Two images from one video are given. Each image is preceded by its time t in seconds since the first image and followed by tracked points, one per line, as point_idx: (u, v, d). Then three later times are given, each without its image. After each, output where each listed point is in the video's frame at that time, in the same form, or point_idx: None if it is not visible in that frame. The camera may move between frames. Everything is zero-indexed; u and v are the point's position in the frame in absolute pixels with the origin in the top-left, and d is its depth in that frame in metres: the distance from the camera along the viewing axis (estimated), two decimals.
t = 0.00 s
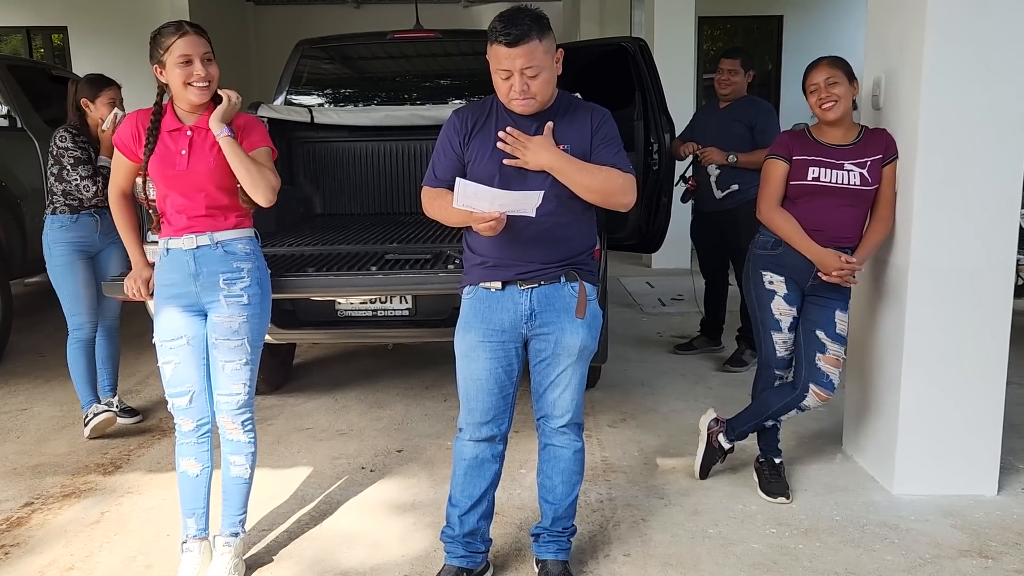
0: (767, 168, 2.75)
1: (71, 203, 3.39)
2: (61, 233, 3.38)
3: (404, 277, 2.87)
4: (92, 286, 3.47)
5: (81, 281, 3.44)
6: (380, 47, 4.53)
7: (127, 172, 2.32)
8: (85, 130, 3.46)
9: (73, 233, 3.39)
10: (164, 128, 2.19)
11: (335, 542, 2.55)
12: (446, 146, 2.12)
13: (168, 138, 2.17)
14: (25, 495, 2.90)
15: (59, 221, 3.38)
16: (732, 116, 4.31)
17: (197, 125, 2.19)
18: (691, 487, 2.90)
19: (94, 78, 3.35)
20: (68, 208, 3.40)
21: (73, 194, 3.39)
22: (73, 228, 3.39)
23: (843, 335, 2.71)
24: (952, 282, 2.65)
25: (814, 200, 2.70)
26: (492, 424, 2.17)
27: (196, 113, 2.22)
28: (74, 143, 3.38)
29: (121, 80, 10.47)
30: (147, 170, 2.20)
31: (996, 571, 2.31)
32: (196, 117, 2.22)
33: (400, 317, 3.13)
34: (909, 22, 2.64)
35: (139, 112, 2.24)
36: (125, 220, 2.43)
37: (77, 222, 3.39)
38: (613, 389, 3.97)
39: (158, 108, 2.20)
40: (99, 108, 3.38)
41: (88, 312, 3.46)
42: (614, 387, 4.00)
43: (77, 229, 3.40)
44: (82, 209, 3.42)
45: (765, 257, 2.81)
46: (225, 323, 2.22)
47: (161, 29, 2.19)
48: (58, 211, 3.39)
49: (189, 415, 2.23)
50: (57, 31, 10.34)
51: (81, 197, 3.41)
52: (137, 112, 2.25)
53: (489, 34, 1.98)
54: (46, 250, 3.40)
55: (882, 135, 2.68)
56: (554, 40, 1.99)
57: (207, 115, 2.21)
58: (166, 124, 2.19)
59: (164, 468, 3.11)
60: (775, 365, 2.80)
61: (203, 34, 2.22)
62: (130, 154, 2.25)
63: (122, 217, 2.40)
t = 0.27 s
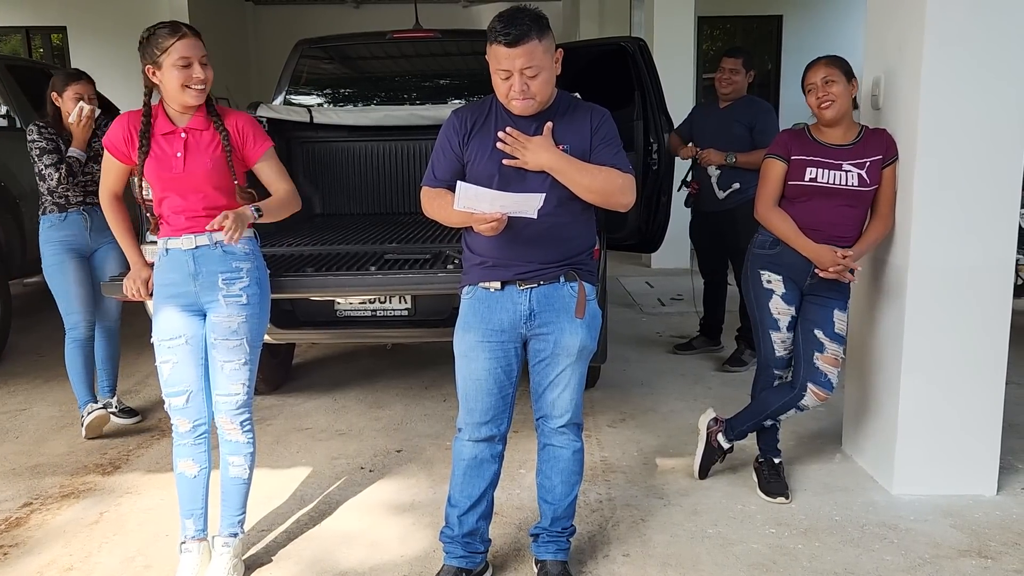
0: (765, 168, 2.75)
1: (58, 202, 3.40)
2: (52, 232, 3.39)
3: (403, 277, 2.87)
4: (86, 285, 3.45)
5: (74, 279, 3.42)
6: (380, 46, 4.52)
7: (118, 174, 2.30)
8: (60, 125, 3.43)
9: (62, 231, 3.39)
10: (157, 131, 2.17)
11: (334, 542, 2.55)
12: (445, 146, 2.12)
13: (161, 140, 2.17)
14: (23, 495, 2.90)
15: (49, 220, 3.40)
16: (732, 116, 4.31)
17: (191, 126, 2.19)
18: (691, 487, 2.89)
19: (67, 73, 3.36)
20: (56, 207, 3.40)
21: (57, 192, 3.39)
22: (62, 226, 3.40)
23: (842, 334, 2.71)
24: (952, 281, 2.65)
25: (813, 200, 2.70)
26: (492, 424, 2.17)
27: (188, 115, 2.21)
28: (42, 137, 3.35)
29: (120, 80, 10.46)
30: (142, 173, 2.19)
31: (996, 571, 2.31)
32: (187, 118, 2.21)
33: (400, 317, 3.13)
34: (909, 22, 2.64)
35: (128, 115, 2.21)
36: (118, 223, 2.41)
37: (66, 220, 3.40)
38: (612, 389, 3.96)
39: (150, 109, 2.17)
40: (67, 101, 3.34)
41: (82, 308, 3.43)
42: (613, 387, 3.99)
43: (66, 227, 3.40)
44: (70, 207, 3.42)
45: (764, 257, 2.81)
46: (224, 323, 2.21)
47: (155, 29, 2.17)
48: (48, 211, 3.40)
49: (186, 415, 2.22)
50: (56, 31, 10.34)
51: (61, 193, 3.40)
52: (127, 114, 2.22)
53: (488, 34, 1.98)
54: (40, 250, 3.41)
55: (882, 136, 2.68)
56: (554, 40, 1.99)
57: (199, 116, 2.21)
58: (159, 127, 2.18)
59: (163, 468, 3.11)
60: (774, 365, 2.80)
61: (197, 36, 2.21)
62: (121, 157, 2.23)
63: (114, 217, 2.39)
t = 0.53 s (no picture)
0: (764, 168, 2.76)
1: (44, 200, 3.44)
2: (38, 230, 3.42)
3: (403, 277, 2.87)
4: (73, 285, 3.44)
5: (60, 278, 3.41)
6: (380, 46, 4.51)
7: (106, 178, 2.27)
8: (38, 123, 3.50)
9: (48, 229, 3.40)
10: (152, 131, 2.15)
11: (334, 542, 2.55)
12: (445, 146, 2.12)
13: (156, 141, 2.15)
14: (23, 495, 2.90)
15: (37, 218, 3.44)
16: (732, 116, 4.31)
17: (187, 125, 2.18)
18: (691, 487, 2.89)
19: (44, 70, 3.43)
20: (44, 204, 3.45)
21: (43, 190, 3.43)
22: (49, 224, 3.41)
23: (842, 334, 2.70)
24: (952, 282, 2.64)
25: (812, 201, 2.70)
26: (491, 425, 2.17)
27: (187, 113, 2.20)
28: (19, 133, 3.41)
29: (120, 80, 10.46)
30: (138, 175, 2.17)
31: (996, 572, 2.30)
32: (183, 117, 2.20)
33: (400, 317, 3.13)
34: (909, 22, 2.63)
35: (116, 117, 2.16)
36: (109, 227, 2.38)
37: (52, 218, 3.41)
38: (612, 389, 3.96)
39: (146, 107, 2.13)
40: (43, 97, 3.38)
41: (70, 308, 3.44)
42: (613, 387, 3.99)
43: (53, 225, 3.40)
44: (55, 205, 3.45)
45: (763, 256, 2.81)
46: (224, 323, 2.21)
47: (160, 26, 2.14)
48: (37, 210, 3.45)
49: (183, 415, 2.22)
50: (57, 31, 10.34)
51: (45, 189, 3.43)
52: (115, 116, 2.17)
53: (488, 34, 1.98)
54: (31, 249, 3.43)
55: (883, 136, 2.67)
56: (554, 40, 1.99)
57: (195, 115, 2.20)
58: (153, 126, 2.15)
59: (162, 468, 3.11)
60: (774, 365, 2.80)
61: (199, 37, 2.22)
62: (110, 161, 2.19)
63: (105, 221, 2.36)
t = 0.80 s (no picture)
0: (762, 170, 2.79)
1: (38, 200, 3.45)
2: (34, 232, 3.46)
3: (403, 277, 2.87)
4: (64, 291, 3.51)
5: (51, 284, 3.47)
6: (380, 46, 4.51)
7: (101, 179, 2.23)
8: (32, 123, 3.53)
9: (43, 232, 3.44)
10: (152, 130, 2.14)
11: (334, 542, 2.55)
12: (445, 146, 2.12)
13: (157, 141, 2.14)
14: (23, 495, 2.90)
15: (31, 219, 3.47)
16: (733, 117, 4.30)
17: (187, 125, 2.18)
18: (691, 487, 2.89)
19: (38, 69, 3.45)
20: (38, 204, 3.46)
21: (37, 189, 3.45)
22: (43, 226, 3.44)
23: (841, 334, 2.72)
24: (953, 281, 2.64)
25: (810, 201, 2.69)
26: (491, 425, 2.17)
27: (187, 112, 2.20)
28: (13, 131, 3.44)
29: (120, 80, 10.46)
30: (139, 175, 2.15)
31: (996, 572, 2.30)
32: (183, 117, 2.20)
33: (400, 317, 3.13)
34: (910, 22, 2.63)
35: (115, 117, 2.14)
36: (108, 228, 2.39)
37: (46, 220, 3.44)
38: (612, 389, 3.96)
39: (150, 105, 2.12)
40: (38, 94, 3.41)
41: (61, 316, 3.52)
42: (614, 387, 3.99)
43: (47, 228, 3.44)
44: (49, 205, 3.46)
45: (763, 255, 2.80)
46: (224, 323, 2.22)
47: (161, 26, 2.14)
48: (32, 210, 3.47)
49: (182, 415, 2.22)
50: (57, 31, 10.36)
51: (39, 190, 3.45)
52: (113, 116, 2.15)
53: (489, 35, 1.98)
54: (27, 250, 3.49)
55: (883, 136, 2.66)
56: (555, 41, 1.99)
57: (195, 116, 2.21)
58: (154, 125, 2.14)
59: (163, 468, 3.11)
60: (774, 364, 2.80)
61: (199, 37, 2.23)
62: (108, 160, 2.16)
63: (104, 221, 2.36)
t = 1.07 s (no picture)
0: (762, 172, 2.83)
1: (29, 198, 3.48)
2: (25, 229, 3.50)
3: (404, 276, 2.88)
4: (51, 287, 3.54)
5: (39, 281, 3.51)
6: (380, 46, 4.53)
7: (103, 178, 2.24)
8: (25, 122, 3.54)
9: (31, 229, 3.48)
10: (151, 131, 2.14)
11: (335, 542, 2.55)
12: (446, 147, 2.12)
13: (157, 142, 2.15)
14: (25, 494, 2.91)
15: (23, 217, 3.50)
16: (731, 116, 4.30)
17: (187, 125, 2.18)
18: (692, 487, 2.89)
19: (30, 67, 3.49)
20: (28, 204, 3.49)
21: (28, 188, 3.47)
22: (32, 224, 3.48)
23: (843, 333, 2.71)
24: (954, 281, 2.64)
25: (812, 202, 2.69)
26: (492, 424, 2.17)
27: (186, 114, 2.20)
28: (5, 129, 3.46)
29: (121, 80, 10.47)
30: (140, 174, 2.16)
31: (998, 571, 2.30)
32: (182, 118, 2.20)
33: (401, 316, 3.13)
34: (911, 21, 2.63)
35: (115, 116, 2.15)
36: (110, 229, 2.40)
37: (35, 218, 3.48)
38: (613, 389, 3.95)
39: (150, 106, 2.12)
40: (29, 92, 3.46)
41: (49, 312, 3.57)
42: (614, 386, 3.99)
43: (36, 226, 3.48)
44: (38, 204, 3.49)
45: (764, 255, 2.79)
46: (224, 322, 2.22)
47: (164, 27, 2.14)
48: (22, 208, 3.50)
49: (183, 414, 2.22)
50: (59, 31, 10.37)
51: (32, 190, 3.47)
52: (113, 115, 2.15)
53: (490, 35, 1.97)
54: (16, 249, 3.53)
55: (884, 135, 2.66)
56: (557, 41, 1.99)
57: (195, 116, 2.21)
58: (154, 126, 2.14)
59: (164, 467, 3.11)
60: (775, 364, 2.80)
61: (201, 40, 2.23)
62: (108, 159, 2.18)
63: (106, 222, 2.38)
